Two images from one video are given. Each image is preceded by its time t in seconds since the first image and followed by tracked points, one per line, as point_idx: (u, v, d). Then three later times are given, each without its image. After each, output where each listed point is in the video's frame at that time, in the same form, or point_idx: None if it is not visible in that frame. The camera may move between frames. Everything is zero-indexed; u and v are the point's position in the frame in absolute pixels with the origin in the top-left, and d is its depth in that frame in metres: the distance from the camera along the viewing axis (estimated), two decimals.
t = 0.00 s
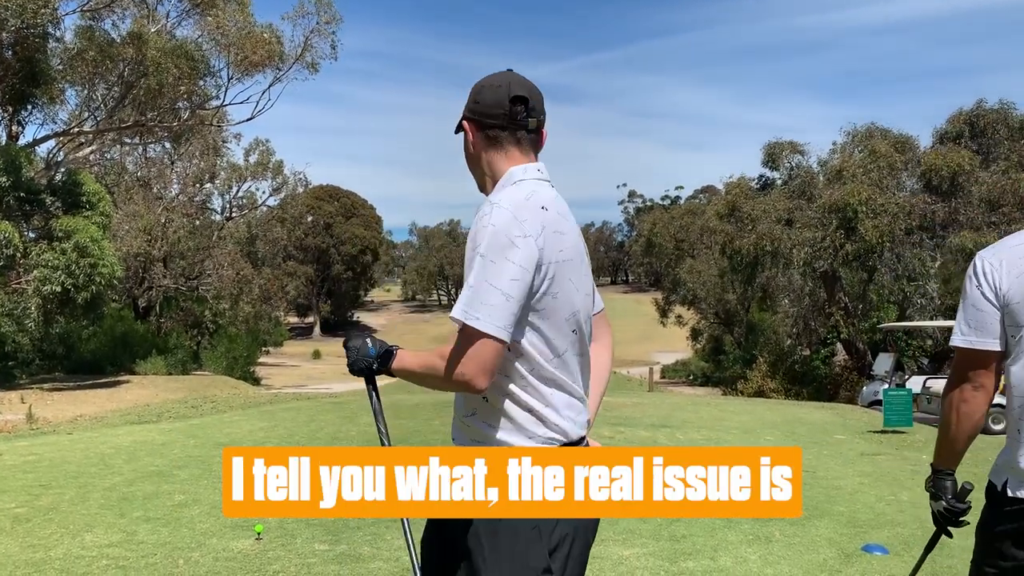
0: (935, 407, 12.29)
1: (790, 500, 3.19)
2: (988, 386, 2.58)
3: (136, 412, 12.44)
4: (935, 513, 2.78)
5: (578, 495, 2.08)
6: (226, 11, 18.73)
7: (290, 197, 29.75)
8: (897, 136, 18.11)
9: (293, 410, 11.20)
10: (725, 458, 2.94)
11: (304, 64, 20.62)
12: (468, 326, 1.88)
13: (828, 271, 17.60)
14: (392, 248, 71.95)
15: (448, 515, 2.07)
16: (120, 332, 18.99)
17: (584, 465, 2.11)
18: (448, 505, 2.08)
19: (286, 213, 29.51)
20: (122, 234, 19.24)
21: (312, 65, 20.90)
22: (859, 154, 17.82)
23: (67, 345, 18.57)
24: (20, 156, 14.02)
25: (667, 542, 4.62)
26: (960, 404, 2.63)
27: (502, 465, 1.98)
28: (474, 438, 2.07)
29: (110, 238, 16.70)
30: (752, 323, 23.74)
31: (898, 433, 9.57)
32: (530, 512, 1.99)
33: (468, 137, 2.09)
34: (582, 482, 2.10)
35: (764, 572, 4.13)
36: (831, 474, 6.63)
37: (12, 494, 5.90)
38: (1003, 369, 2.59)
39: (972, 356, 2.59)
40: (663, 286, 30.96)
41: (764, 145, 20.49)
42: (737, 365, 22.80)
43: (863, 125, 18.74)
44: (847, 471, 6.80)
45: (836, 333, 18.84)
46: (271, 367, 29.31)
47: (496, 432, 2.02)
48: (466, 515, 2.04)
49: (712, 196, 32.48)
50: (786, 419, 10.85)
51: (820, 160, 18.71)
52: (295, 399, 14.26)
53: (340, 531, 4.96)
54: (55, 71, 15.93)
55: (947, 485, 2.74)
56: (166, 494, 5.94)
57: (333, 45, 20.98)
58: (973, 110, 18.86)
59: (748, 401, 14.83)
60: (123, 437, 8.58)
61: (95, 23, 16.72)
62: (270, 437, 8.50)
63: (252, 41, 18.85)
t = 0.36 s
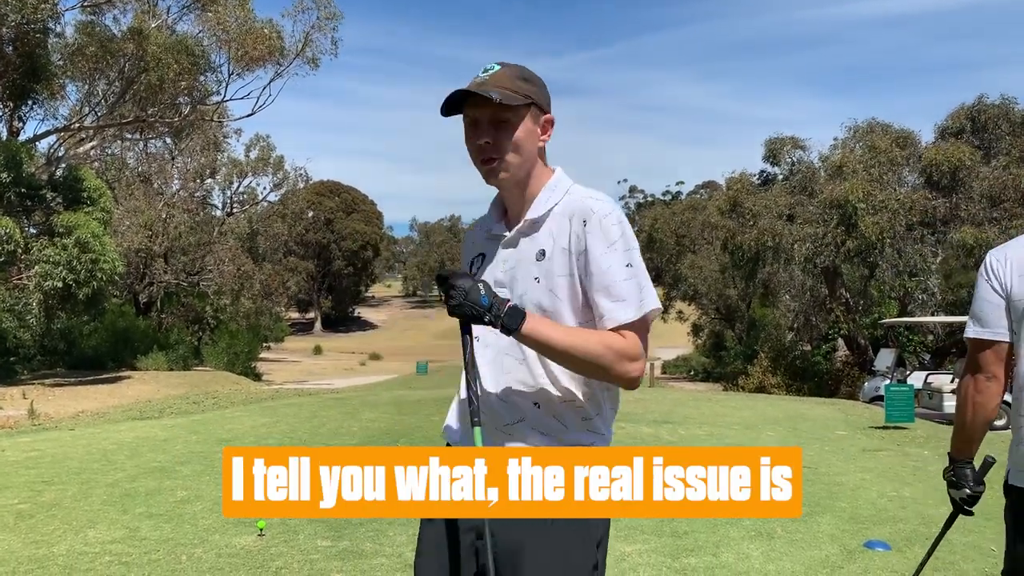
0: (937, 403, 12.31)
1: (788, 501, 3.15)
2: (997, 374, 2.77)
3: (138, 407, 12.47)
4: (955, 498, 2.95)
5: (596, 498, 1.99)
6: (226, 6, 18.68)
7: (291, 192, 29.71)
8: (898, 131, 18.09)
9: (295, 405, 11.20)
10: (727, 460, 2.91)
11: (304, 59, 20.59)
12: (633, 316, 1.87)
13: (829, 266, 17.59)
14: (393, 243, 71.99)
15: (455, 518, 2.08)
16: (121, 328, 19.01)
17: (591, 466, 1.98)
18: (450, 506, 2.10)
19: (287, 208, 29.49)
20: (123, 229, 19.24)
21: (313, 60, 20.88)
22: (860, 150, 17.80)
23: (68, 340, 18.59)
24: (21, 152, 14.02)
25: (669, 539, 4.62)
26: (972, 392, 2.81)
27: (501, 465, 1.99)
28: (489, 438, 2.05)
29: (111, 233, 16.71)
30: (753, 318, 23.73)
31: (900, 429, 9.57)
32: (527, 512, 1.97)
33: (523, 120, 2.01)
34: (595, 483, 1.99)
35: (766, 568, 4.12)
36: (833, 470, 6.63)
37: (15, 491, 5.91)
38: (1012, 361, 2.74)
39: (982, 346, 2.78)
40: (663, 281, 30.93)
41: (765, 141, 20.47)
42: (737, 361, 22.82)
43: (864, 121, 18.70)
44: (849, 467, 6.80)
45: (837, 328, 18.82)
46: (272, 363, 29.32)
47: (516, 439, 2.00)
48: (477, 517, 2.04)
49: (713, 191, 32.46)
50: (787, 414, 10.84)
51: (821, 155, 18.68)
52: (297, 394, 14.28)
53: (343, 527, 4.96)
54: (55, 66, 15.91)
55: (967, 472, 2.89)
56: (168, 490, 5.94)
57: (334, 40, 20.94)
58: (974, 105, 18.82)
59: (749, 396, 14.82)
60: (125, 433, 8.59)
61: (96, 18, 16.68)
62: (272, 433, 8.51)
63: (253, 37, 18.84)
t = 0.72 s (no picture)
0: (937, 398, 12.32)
1: (789, 501, 3.11)
2: (951, 369, 2.97)
3: (141, 402, 12.50)
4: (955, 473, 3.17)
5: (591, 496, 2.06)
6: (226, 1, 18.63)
7: (292, 187, 29.69)
8: (899, 126, 18.07)
9: (297, 400, 11.22)
10: (724, 458, 2.89)
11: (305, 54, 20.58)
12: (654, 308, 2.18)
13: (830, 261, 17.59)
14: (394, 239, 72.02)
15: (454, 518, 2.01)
16: (122, 322, 19.05)
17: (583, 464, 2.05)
18: (444, 504, 2.04)
19: (288, 204, 29.48)
20: (124, 224, 19.23)
21: (314, 55, 20.87)
22: (861, 144, 17.78)
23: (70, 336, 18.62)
24: (22, 147, 14.01)
25: (670, 533, 4.64)
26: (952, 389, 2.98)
27: (497, 465, 1.97)
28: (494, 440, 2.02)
29: (112, 228, 16.75)
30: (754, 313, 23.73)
31: (901, 424, 9.58)
32: (522, 512, 2.01)
33: (535, 113, 2.08)
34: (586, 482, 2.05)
35: (766, 563, 4.14)
36: (834, 465, 6.65)
37: (18, 485, 5.92)
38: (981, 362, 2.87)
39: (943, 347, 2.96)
40: (665, 276, 30.92)
41: (766, 136, 20.43)
42: (738, 356, 22.84)
43: (866, 116, 18.66)
44: (850, 462, 6.81)
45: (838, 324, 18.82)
46: (273, 358, 29.33)
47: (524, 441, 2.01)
48: (479, 517, 2.01)
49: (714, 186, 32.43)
50: (788, 410, 10.86)
51: (823, 150, 18.65)
52: (299, 390, 14.31)
53: (344, 522, 4.98)
54: (56, 61, 15.92)
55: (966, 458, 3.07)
56: (171, 484, 5.97)
57: (335, 35, 20.93)
58: (975, 100, 18.78)
59: (751, 391, 14.82)
60: (127, 428, 8.61)
61: (98, 12, 16.66)
62: (274, 428, 8.53)
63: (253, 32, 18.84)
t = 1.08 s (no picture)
0: (939, 395, 12.32)
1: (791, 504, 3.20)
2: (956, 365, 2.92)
3: (144, 399, 12.53)
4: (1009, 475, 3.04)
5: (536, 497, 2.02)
6: None
7: (294, 184, 29.70)
8: (901, 122, 18.04)
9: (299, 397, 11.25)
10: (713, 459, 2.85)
11: (307, 50, 20.55)
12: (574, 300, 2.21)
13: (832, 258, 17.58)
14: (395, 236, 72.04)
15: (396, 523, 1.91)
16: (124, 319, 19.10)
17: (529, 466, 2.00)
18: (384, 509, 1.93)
19: (290, 200, 29.51)
20: (126, 221, 19.24)
21: (315, 51, 20.86)
22: (863, 141, 17.78)
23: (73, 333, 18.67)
24: (25, 144, 14.03)
25: (671, 530, 4.64)
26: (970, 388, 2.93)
27: (429, 466, 1.87)
28: (442, 436, 1.91)
29: (115, 225, 16.78)
30: (756, 310, 23.74)
31: (903, 421, 9.57)
32: (462, 513, 1.92)
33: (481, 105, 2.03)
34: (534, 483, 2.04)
35: (768, 560, 4.14)
36: (835, 462, 6.63)
37: (21, 482, 5.94)
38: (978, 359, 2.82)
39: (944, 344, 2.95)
40: (667, 273, 30.91)
41: (768, 132, 20.41)
42: (740, 353, 22.86)
43: (868, 112, 18.61)
44: (852, 459, 6.80)
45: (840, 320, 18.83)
46: (276, 355, 29.40)
47: (474, 435, 1.92)
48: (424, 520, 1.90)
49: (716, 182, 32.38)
50: (790, 406, 10.85)
51: (825, 146, 18.64)
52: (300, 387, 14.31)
53: (346, 519, 4.99)
54: (58, 58, 15.93)
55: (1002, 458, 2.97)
56: (173, 481, 5.97)
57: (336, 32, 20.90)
58: (978, 96, 18.73)
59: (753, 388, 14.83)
60: (130, 425, 8.63)
61: (99, 9, 16.65)
62: (276, 425, 8.54)
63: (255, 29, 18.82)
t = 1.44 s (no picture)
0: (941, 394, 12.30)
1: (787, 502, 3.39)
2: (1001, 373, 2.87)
3: (146, 398, 12.54)
4: None
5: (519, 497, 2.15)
6: None
7: (296, 183, 29.71)
8: (904, 121, 18.01)
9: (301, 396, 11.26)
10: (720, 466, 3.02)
11: (309, 49, 20.55)
12: (524, 299, 2.14)
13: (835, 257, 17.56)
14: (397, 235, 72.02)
15: (376, 522, 1.88)
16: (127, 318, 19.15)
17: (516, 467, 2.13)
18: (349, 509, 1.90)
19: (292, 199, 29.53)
20: (129, 220, 19.25)
21: (317, 50, 20.85)
22: (866, 140, 17.76)
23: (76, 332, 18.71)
24: (28, 143, 14.04)
25: (673, 529, 4.64)
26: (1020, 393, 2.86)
27: (429, 466, 1.89)
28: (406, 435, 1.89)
29: (117, 223, 16.79)
30: (758, 309, 23.72)
31: (905, 420, 9.56)
32: (459, 513, 1.94)
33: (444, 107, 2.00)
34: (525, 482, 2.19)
35: (770, 559, 4.14)
36: (837, 461, 6.63)
37: (24, 481, 5.95)
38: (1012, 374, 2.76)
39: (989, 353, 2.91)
40: (669, 272, 30.87)
41: (771, 131, 20.37)
42: (742, 352, 22.85)
43: (871, 111, 18.58)
44: (854, 458, 6.80)
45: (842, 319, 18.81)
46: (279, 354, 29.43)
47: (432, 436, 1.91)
48: (398, 519, 1.89)
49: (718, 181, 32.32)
50: (792, 405, 10.86)
51: (827, 145, 18.61)
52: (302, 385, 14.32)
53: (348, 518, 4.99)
54: (61, 57, 15.95)
55: None
56: (176, 480, 5.99)
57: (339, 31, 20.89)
58: (981, 95, 18.69)
59: (755, 387, 14.82)
60: (133, 424, 8.65)
61: (102, 8, 16.68)
62: (278, 424, 8.55)
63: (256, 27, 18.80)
